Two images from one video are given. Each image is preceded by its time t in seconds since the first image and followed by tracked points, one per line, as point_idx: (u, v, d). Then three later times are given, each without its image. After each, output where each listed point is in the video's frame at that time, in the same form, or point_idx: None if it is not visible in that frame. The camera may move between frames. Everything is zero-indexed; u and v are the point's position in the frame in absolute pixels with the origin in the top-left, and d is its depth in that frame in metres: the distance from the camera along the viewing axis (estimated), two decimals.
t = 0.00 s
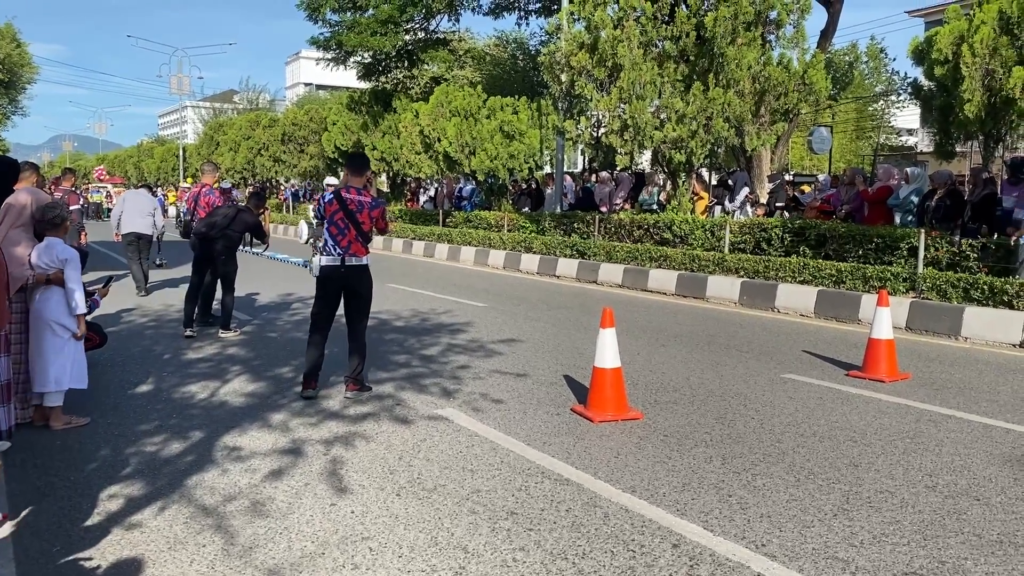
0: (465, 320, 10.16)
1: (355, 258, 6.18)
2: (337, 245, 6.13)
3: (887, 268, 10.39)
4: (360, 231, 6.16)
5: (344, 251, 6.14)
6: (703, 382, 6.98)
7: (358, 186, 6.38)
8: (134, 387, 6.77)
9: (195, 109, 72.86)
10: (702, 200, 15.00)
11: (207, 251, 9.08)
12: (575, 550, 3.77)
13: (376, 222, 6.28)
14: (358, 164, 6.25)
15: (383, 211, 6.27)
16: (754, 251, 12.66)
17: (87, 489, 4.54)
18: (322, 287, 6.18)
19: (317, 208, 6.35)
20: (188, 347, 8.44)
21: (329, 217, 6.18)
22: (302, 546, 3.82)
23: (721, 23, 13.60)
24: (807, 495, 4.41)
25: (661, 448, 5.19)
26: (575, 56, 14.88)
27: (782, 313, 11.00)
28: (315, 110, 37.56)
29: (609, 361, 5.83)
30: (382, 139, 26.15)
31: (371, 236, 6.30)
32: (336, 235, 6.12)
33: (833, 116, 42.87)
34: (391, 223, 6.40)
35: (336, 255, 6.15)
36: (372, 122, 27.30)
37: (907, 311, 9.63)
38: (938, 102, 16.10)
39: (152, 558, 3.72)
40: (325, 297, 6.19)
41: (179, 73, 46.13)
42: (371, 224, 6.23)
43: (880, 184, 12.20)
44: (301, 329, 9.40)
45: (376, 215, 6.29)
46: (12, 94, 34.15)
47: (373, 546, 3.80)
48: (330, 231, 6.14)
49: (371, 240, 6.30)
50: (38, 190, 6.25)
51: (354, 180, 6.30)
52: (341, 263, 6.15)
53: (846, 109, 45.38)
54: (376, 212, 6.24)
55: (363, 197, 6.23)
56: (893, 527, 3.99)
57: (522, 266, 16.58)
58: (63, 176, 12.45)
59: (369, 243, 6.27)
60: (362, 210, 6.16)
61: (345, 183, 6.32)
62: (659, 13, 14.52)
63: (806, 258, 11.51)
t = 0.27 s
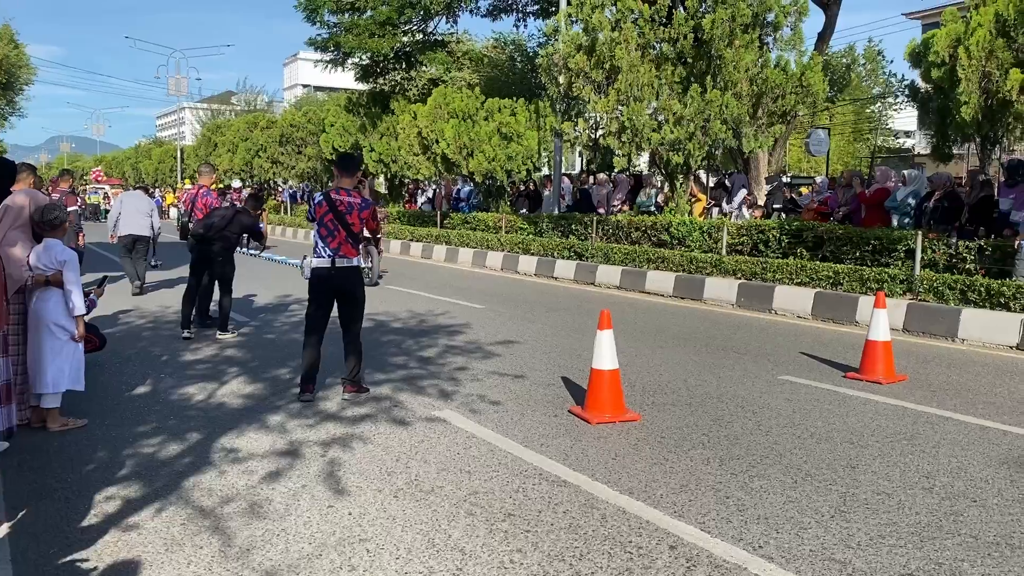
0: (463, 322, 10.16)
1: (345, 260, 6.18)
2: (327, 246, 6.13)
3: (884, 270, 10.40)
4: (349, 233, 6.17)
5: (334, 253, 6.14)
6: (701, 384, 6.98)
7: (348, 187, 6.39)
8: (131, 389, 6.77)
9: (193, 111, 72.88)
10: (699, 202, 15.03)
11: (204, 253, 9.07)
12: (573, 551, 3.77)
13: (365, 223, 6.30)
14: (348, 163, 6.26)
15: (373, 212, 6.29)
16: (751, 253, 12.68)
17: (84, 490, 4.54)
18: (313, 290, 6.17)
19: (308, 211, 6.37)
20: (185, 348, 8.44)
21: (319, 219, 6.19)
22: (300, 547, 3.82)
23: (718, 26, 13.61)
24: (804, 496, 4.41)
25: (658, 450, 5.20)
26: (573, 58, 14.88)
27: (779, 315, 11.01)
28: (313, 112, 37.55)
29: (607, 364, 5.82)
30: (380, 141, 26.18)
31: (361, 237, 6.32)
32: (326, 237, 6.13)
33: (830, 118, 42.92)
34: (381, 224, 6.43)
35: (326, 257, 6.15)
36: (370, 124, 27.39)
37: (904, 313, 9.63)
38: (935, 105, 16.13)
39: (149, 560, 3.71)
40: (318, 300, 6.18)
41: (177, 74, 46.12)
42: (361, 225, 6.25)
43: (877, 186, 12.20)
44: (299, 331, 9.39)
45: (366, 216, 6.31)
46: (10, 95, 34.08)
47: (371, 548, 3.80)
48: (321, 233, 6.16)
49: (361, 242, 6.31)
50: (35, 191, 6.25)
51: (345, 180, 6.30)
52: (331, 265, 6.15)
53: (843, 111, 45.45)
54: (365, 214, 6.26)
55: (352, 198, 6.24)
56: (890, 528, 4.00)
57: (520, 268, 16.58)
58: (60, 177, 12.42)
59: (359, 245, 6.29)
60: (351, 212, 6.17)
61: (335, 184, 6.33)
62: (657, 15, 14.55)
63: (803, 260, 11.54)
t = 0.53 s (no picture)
0: (460, 323, 10.16)
1: (331, 260, 6.16)
2: (312, 247, 6.13)
3: (880, 272, 10.42)
4: (334, 233, 6.15)
5: (319, 254, 6.12)
6: (698, 385, 6.99)
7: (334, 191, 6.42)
8: (127, 390, 6.76)
9: (190, 112, 72.82)
10: (696, 204, 15.06)
11: (201, 254, 9.05)
12: (569, 552, 3.77)
13: (351, 224, 6.29)
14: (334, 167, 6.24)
15: (358, 212, 6.29)
16: (748, 254, 12.70)
17: (80, 492, 4.53)
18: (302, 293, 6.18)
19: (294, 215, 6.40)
20: (182, 350, 8.42)
21: (304, 221, 6.21)
22: (296, 549, 3.81)
23: (715, 28, 13.62)
24: (800, 497, 4.42)
25: (655, 451, 5.20)
26: (570, 60, 14.89)
27: (776, 317, 11.02)
28: (310, 113, 37.54)
29: (604, 364, 5.83)
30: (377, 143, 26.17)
31: (348, 239, 6.30)
32: (311, 238, 6.14)
33: (827, 121, 42.99)
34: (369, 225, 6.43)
35: (311, 258, 6.14)
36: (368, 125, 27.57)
37: (900, 315, 9.65)
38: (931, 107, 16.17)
39: (145, 561, 3.71)
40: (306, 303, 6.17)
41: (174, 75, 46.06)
42: (347, 226, 6.25)
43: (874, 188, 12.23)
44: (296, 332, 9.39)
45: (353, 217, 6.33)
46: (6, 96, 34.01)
47: (367, 549, 3.80)
48: (306, 234, 6.17)
49: (348, 243, 6.29)
50: (32, 194, 6.27)
51: (330, 182, 6.31)
52: (316, 266, 6.14)
53: (840, 113, 45.53)
54: (351, 214, 6.27)
55: (337, 199, 6.26)
56: (886, 529, 4.01)
57: (517, 270, 16.59)
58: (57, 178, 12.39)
59: (346, 245, 6.27)
60: (336, 212, 6.18)
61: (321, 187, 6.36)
62: (654, 17, 14.57)
63: (800, 262, 11.56)
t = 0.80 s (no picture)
0: (456, 325, 10.15)
1: (311, 262, 6.12)
2: (293, 250, 6.12)
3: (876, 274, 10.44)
4: (315, 235, 6.12)
5: (300, 256, 6.10)
6: (693, 387, 6.99)
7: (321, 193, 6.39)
8: (122, 392, 6.74)
9: (185, 113, 72.72)
10: (692, 206, 15.07)
11: (196, 255, 9.04)
12: (565, 554, 3.77)
13: (334, 225, 6.23)
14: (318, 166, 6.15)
15: (340, 213, 6.22)
16: (744, 256, 12.72)
17: (74, 494, 4.52)
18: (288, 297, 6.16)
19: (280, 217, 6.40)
20: (177, 351, 8.41)
21: (286, 223, 6.20)
22: (291, 551, 3.81)
23: (711, 30, 13.65)
24: (796, 499, 4.42)
25: (651, 453, 5.20)
26: (566, 62, 14.91)
27: (772, 319, 11.03)
28: (306, 115, 37.51)
29: (600, 366, 5.84)
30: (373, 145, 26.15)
31: (331, 241, 6.25)
32: (292, 240, 6.12)
33: (823, 123, 43.02)
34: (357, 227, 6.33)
35: (292, 260, 6.13)
36: (364, 127, 27.46)
37: (896, 317, 9.67)
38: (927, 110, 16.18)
39: (140, 563, 3.70)
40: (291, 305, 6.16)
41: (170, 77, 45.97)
42: (329, 227, 6.20)
43: (869, 190, 12.23)
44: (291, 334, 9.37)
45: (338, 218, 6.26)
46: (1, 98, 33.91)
47: (363, 551, 3.80)
48: (287, 236, 6.16)
49: (331, 244, 6.23)
50: (26, 194, 6.26)
51: (314, 184, 6.27)
52: (297, 268, 6.12)
53: (835, 115, 45.60)
54: (332, 216, 6.20)
55: (319, 201, 6.21)
56: (881, 531, 4.02)
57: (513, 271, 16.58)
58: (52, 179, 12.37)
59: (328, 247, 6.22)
60: (316, 214, 6.14)
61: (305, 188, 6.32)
62: (650, 19, 14.61)
63: (796, 263, 11.57)
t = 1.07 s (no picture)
0: (451, 327, 10.13)
1: (294, 264, 6.11)
2: (275, 252, 6.11)
3: (870, 275, 10.47)
4: (296, 238, 6.10)
5: (282, 258, 6.09)
6: (689, 389, 6.99)
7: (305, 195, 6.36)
8: (117, 394, 6.73)
9: (180, 114, 72.65)
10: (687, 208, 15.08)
11: (191, 257, 9.02)
12: (560, 556, 3.77)
13: (316, 227, 6.19)
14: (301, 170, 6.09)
15: (322, 214, 6.17)
16: (739, 258, 12.74)
17: (68, 497, 4.50)
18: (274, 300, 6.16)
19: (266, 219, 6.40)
20: (172, 353, 8.39)
21: (269, 225, 6.19)
22: (286, 553, 3.80)
23: (706, 32, 13.67)
24: (791, 501, 4.43)
25: (646, 455, 5.20)
26: (561, 64, 14.93)
27: (767, 321, 11.04)
28: (302, 116, 37.47)
29: (595, 368, 5.84)
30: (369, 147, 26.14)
31: (314, 241, 6.20)
32: (274, 242, 6.12)
33: (818, 125, 43.06)
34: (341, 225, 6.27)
35: (275, 263, 6.13)
36: (359, 128, 27.43)
37: (891, 318, 9.69)
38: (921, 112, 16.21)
39: (134, 566, 3.69)
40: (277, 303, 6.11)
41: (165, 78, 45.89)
42: (311, 227, 6.16)
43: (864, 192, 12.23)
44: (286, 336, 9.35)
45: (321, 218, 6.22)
46: None
47: (357, 553, 3.79)
48: (270, 239, 6.16)
49: (314, 246, 6.20)
50: (21, 197, 6.28)
51: (297, 185, 6.24)
52: (280, 271, 6.12)
53: (830, 117, 45.69)
54: (314, 216, 6.17)
55: (301, 202, 6.18)
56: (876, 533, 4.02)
57: (508, 273, 16.57)
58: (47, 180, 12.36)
59: (311, 248, 6.19)
60: (298, 215, 6.11)
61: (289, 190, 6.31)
62: (646, 22, 14.65)
63: (791, 265, 11.59)
